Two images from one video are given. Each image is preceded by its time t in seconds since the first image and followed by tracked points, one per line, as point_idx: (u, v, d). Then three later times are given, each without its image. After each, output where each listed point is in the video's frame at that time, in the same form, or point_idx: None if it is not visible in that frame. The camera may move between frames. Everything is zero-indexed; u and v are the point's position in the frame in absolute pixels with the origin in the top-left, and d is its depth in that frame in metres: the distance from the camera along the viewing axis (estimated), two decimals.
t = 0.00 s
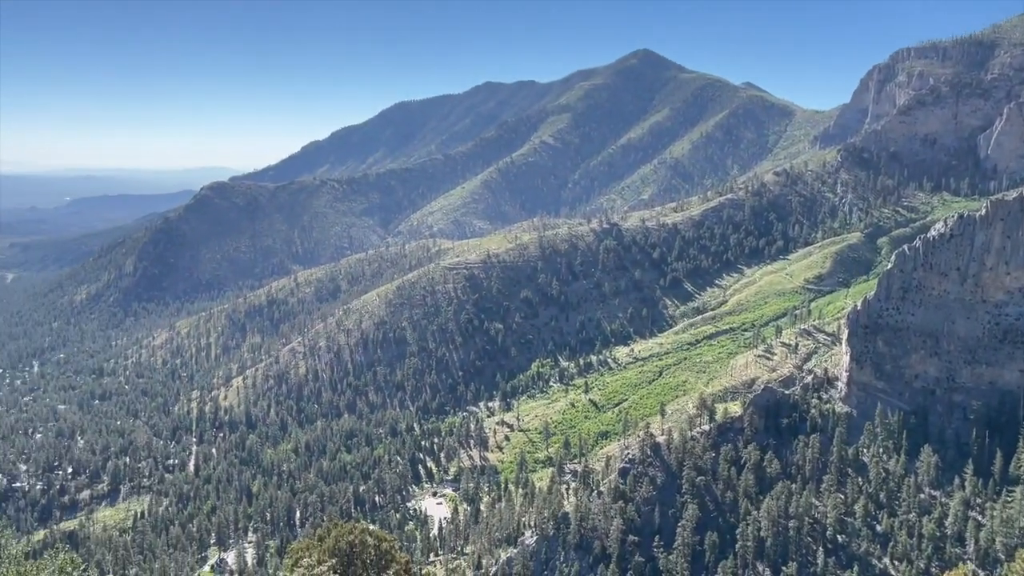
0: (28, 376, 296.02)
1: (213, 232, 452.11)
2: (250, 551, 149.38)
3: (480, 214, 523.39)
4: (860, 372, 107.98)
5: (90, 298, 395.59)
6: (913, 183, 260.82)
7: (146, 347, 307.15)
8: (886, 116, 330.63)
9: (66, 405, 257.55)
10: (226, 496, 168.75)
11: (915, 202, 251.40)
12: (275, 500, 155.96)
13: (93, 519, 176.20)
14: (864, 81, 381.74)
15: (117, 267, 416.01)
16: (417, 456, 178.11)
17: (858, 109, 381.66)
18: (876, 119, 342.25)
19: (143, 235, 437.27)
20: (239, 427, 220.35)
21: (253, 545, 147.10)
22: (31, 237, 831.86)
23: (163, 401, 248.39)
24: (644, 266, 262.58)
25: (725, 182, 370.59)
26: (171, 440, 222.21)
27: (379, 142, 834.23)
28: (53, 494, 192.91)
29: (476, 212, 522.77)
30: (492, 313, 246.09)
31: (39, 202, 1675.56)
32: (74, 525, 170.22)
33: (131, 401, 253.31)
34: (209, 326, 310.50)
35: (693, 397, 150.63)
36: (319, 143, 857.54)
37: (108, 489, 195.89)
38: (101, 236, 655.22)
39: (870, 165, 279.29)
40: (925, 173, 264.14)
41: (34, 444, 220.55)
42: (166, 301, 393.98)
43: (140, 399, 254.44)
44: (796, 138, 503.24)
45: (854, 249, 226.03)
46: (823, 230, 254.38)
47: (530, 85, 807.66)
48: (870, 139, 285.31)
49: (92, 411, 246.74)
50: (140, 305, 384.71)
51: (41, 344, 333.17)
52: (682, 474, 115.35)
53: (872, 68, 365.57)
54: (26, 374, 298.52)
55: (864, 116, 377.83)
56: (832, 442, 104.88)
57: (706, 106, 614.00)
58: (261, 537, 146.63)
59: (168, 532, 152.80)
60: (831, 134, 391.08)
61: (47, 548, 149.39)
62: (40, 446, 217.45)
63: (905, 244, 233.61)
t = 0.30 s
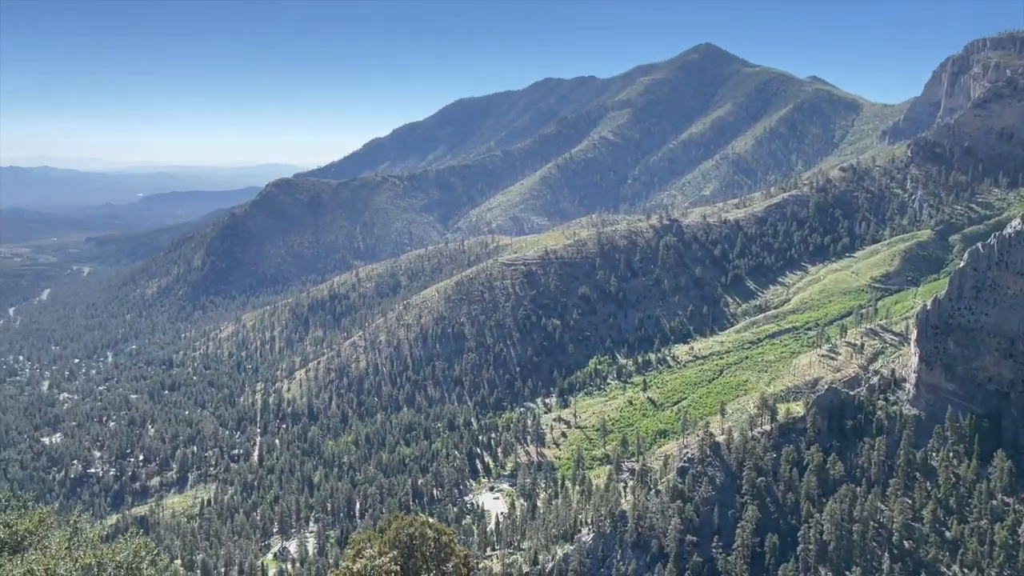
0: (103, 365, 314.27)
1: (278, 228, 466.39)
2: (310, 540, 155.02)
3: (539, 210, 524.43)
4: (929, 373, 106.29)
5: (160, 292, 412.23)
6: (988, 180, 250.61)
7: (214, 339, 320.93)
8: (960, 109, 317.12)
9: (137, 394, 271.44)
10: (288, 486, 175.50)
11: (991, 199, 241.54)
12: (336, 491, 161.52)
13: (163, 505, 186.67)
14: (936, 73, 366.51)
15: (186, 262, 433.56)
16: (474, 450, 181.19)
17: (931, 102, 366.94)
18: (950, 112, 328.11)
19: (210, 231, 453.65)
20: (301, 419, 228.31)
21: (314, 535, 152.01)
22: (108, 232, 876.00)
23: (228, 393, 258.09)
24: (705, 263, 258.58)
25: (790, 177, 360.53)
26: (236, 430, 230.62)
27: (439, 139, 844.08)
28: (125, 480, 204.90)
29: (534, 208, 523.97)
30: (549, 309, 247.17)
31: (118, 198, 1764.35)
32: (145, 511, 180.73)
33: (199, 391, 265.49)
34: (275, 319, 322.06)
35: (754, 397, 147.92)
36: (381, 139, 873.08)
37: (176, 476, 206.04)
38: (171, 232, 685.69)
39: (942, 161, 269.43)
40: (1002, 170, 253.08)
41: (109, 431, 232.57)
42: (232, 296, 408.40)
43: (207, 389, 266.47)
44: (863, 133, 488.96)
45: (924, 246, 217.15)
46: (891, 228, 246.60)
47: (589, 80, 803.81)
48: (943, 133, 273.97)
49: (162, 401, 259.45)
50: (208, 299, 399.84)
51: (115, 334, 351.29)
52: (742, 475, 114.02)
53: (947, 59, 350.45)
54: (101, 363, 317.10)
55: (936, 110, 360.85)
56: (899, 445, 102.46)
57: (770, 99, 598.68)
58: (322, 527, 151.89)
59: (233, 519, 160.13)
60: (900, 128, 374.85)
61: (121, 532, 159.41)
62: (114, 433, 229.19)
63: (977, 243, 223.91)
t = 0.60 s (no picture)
0: (165, 358, 329.00)
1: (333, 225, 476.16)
2: (364, 533, 159.11)
3: (591, 208, 521.92)
4: (995, 377, 107.74)
5: (220, 287, 424.45)
6: None
7: (271, 334, 331.57)
8: None
9: (198, 387, 284.20)
10: (342, 479, 180.63)
11: None
12: (389, 486, 165.73)
13: (221, 496, 194.80)
14: (1006, 67, 352.33)
15: (245, 257, 444.52)
16: (525, 448, 183.04)
17: (998, 97, 351.60)
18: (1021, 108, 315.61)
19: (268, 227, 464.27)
20: (356, 413, 234.62)
21: (367, 528, 155.80)
22: (170, 229, 910.03)
23: (284, 387, 267.10)
24: (761, 262, 254.01)
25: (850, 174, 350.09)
26: (293, 423, 239.48)
27: (491, 137, 849.03)
28: (186, 470, 212.55)
29: (587, 206, 521.85)
30: (600, 307, 246.70)
31: (182, 196, 1832.56)
32: (205, 501, 187.93)
33: (257, 384, 275.86)
34: (330, 315, 330.30)
35: (810, 398, 145.16)
36: (435, 138, 883.04)
37: (234, 468, 215.25)
38: (231, 230, 708.53)
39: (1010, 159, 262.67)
40: None
41: (170, 423, 242.34)
42: (290, 289, 417.25)
43: (265, 383, 276.58)
44: (927, 130, 475.16)
45: (992, 245, 208.42)
46: (955, 227, 240.59)
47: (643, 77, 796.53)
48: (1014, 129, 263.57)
49: (221, 394, 270.97)
50: (266, 294, 410.19)
51: (176, 328, 367.63)
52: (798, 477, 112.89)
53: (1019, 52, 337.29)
54: (163, 357, 331.86)
55: (1005, 105, 345.47)
56: (962, 451, 101.12)
57: (830, 95, 583.77)
58: (375, 520, 155.60)
59: (289, 512, 165.18)
60: (967, 124, 356.30)
61: (183, 521, 166.28)
62: (175, 425, 238.84)
63: None
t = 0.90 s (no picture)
0: (217, 353, 342.28)
1: (381, 223, 484.31)
2: (409, 528, 162.33)
3: (639, 207, 517.18)
4: None
5: (271, 284, 435.04)
6: None
7: (320, 332, 339.96)
8: None
9: (249, 381, 295.94)
10: (388, 475, 184.54)
11: None
12: (434, 482, 168.56)
13: (270, 489, 200.68)
14: None
15: (295, 255, 454.46)
16: (570, 447, 183.95)
17: None
18: None
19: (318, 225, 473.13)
20: (402, 410, 239.37)
21: (412, 524, 158.77)
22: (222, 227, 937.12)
23: (333, 383, 274.34)
24: (811, 262, 248.84)
25: (906, 172, 339.98)
26: (341, 419, 246.26)
27: (538, 136, 849.11)
28: (236, 464, 220.32)
29: (634, 205, 517.40)
30: (646, 307, 245.16)
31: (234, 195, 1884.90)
32: (255, 494, 193.76)
33: (306, 380, 284.22)
34: (377, 313, 336.37)
35: (862, 400, 142.52)
36: (482, 137, 886.64)
37: (283, 461, 221.74)
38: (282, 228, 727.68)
39: None
40: None
41: (221, 417, 251.35)
42: (339, 287, 425.84)
43: (314, 379, 284.80)
44: (988, 126, 459.50)
45: None
46: (1016, 227, 233.91)
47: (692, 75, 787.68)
48: None
49: (271, 389, 280.05)
50: (316, 291, 419.13)
51: (229, 325, 380.45)
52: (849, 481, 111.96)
53: None
54: (215, 352, 344.51)
55: None
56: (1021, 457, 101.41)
57: (885, 92, 568.55)
58: (421, 516, 158.87)
59: (336, 507, 169.24)
60: None
61: (235, 513, 172.07)
62: (227, 419, 247.84)
63: None
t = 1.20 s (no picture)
0: (263, 350, 352.27)
1: (423, 222, 490.27)
2: (450, 525, 164.82)
3: (682, 205, 510.82)
4: None
5: (315, 282, 443.89)
6: None
7: (363, 329, 346.75)
8: None
9: (293, 377, 304.52)
10: (429, 473, 187.76)
11: None
12: (475, 480, 170.84)
13: (314, 484, 205.62)
14: None
15: (339, 254, 462.59)
16: (611, 447, 184.24)
17: None
18: None
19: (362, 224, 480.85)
20: (443, 408, 243.09)
21: (453, 521, 161.40)
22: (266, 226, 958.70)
23: (375, 380, 279.91)
24: (858, 262, 243.37)
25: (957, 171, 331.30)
26: (383, 415, 251.30)
27: (580, 135, 846.77)
28: (281, 459, 224.48)
29: (677, 203, 511.50)
30: (688, 307, 243.25)
31: (280, 196, 1927.75)
32: (299, 489, 198.93)
33: (350, 377, 290.68)
34: (419, 311, 340.92)
35: (910, 404, 139.61)
36: (524, 137, 888.15)
37: (327, 457, 226.96)
38: (326, 228, 742.35)
39: None
40: None
41: (267, 413, 258.72)
42: (382, 286, 432.28)
43: (357, 376, 290.95)
44: None
45: None
46: None
47: (737, 72, 779.88)
48: None
49: (315, 386, 287.24)
50: (359, 290, 426.34)
51: (274, 322, 390.53)
52: (895, 485, 110.06)
53: None
54: (260, 349, 354.52)
55: None
56: None
57: (936, 89, 555.48)
58: (461, 514, 161.62)
59: (378, 503, 172.78)
60: None
61: (280, 508, 177.02)
62: (271, 415, 255.05)
63: None
